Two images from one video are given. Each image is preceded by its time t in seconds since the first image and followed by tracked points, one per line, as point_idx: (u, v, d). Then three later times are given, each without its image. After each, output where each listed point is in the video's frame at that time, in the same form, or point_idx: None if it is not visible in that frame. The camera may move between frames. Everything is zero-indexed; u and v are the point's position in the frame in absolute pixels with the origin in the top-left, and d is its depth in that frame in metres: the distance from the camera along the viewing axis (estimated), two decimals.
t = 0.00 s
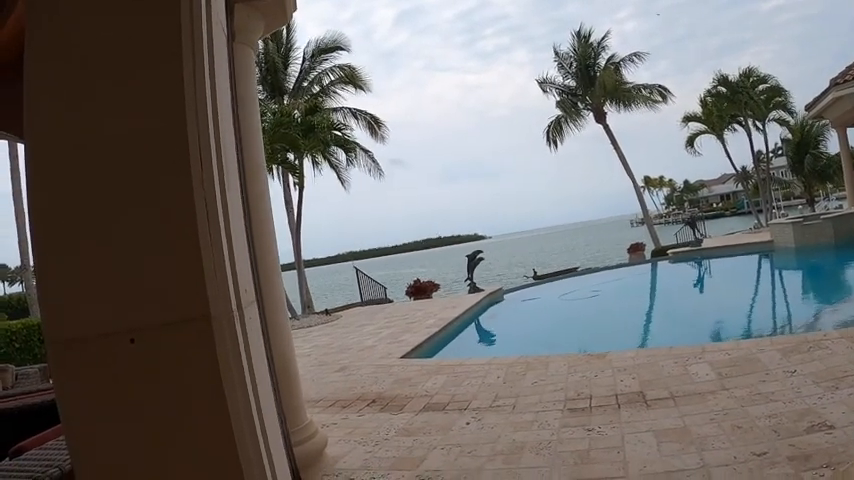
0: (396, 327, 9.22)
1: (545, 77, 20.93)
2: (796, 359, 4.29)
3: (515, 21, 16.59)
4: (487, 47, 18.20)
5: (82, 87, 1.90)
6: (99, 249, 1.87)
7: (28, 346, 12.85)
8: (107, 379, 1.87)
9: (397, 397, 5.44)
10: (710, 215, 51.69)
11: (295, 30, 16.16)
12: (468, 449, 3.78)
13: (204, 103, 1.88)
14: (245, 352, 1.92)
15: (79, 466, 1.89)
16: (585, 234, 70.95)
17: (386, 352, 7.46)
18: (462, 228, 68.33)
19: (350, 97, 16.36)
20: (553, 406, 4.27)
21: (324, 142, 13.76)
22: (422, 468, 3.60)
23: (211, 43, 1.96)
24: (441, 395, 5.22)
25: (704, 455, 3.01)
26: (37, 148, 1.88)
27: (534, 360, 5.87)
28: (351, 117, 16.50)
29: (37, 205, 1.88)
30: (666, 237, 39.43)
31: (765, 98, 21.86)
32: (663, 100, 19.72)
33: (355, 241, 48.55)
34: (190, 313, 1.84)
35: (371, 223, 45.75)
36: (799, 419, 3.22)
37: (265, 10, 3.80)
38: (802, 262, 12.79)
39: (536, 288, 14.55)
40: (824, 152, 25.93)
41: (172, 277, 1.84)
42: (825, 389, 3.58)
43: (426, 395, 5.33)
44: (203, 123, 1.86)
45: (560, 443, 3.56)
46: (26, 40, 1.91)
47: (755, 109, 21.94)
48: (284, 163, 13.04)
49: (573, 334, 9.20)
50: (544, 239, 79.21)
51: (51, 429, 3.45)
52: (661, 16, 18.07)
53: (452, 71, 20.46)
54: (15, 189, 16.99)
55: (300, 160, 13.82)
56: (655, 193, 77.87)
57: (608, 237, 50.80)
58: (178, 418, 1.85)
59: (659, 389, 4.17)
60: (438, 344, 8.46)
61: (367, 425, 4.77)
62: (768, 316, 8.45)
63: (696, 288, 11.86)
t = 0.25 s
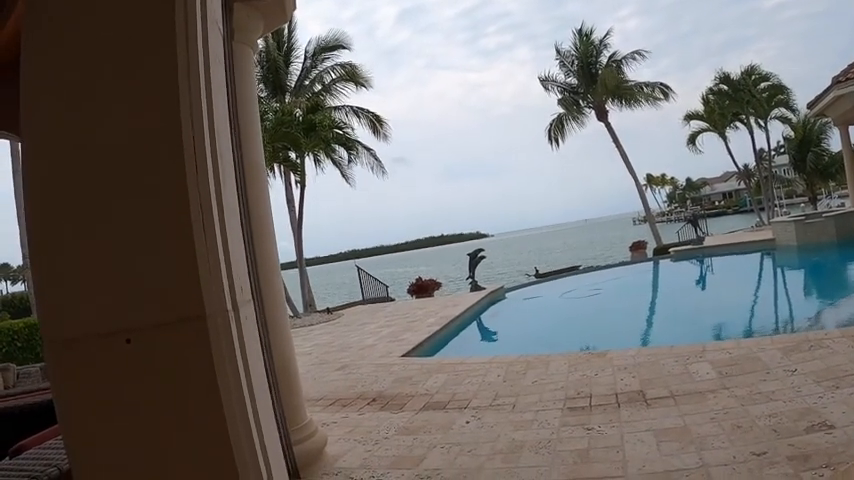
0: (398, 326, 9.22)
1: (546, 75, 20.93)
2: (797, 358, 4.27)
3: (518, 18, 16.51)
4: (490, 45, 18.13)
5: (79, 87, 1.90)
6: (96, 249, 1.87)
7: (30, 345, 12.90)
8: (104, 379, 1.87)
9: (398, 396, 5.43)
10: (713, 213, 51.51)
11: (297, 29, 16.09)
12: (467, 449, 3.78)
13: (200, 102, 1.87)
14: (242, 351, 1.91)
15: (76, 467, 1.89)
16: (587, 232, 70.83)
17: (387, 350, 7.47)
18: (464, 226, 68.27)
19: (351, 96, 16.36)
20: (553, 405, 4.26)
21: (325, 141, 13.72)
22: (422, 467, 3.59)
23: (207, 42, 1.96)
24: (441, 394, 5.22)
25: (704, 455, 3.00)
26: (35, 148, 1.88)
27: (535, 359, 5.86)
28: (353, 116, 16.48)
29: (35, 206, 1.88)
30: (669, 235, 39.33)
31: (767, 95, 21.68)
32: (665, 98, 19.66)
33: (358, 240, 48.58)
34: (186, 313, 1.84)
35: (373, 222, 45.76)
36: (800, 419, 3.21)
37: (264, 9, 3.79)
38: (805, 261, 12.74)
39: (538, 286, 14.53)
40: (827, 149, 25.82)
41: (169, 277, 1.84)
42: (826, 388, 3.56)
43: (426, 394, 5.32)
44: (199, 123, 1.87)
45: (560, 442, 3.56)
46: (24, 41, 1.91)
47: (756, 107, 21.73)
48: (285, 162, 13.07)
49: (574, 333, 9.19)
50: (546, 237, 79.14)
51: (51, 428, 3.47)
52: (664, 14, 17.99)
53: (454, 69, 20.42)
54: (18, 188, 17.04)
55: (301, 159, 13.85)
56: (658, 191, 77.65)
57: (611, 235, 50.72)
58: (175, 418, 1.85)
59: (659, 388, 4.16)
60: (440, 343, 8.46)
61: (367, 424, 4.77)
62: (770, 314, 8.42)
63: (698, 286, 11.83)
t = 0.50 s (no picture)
0: (398, 324, 9.22)
1: (547, 73, 20.93)
2: (798, 355, 4.26)
3: (519, 16, 16.45)
4: (491, 43, 18.09)
5: (78, 84, 1.90)
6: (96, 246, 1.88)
7: (31, 344, 12.93)
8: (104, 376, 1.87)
9: (398, 393, 5.44)
10: (714, 211, 51.46)
11: (297, 28, 16.16)
12: (468, 446, 3.78)
13: (198, 97, 1.87)
14: (241, 347, 1.91)
15: (77, 463, 1.90)
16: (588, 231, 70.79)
17: (388, 348, 7.46)
18: (465, 224, 68.28)
19: (352, 94, 16.34)
20: (553, 403, 4.26)
21: (327, 140, 13.71)
22: (422, 464, 3.60)
23: (206, 37, 1.95)
24: (442, 391, 5.22)
25: (705, 452, 3.00)
26: (35, 147, 1.89)
27: (535, 356, 5.86)
28: (354, 115, 16.42)
29: (35, 203, 1.88)
30: (670, 233, 39.31)
31: (768, 93, 21.69)
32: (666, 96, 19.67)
33: (358, 238, 48.64)
34: (185, 309, 1.83)
35: (374, 220, 45.77)
36: (800, 416, 3.20)
37: (263, 5, 3.78)
38: (806, 258, 12.73)
39: (539, 284, 14.52)
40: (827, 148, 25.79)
41: (167, 274, 1.84)
42: (827, 386, 3.55)
43: (427, 391, 5.32)
44: (198, 120, 1.86)
45: (560, 439, 3.56)
46: (24, 39, 1.92)
47: (757, 105, 21.66)
48: (286, 160, 13.05)
49: (575, 331, 9.19)
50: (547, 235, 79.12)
51: (52, 425, 3.48)
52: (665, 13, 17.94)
53: (455, 67, 20.40)
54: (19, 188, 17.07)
55: (302, 157, 13.85)
56: (659, 190, 77.58)
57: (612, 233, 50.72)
58: (173, 415, 1.85)
59: (660, 385, 4.16)
60: (440, 341, 8.46)
61: (368, 421, 4.78)
62: (771, 312, 8.40)
63: (699, 284, 11.82)
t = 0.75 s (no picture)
0: (400, 321, 9.24)
1: (548, 70, 20.96)
2: (800, 353, 4.27)
3: (521, 14, 16.40)
4: (492, 40, 18.04)
5: (81, 82, 1.91)
6: (100, 242, 1.88)
7: (33, 342, 12.95)
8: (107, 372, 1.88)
9: (401, 391, 5.45)
10: (716, 209, 51.42)
11: (298, 26, 16.18)
12: (471, 443, 3.79)
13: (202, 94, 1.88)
14: (245, 342, 1.92)
15: (82, 458, 1.91)
16: (589, 228, 70.76)
17: (390, 346, 7.48)
18: (466, 222, 68.27)
19: (354, 91, 16.32)
20: (556, 400, 4.28)
21: (328, 137, 13.70)
22: (425, 462, 3.61)
23: (209, 34, 1.96)
24: (445, 389, 5.24)
25: (708, 450, 3.01)
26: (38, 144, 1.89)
27: (538, 354, 5.87)
28: (355, 112, 16.39)
29: (38, 201, 1.89)
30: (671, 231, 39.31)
31: (770, 91, 21.72)
32: (668, 93, 19.68)
33: (359, 236, 48.67)
34: (189, 304, 1.85)
35: (375, 218, 45.76)
36: (803, 413, 3.21)
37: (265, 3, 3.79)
38: (807, 256, 12.74)
39: (540, 281, 14.53)
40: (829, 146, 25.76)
41: (170, 270, 1.85)
42: (829, 383, 3.56)
43: (429, 389, 5.34)
44: (202, 117, 1.87)
45: (563, 437, 3.57)
46: (26, 38, 1.93)
47: (759, 103, 21.74)
48: (288, 158, 13.04)
49: (576, 328, 9.21)
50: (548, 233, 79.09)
51: (55, 423, 3.49)
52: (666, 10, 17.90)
53: (456, 65, 20.37)
54: (20, 186, 17.09)
55: (304, 155, 13.82)
56: (661, 187, 77.51)
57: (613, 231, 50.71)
58: (177, 410, 1.86)
59: (662, 383, 4.17)
60: (442, 338, 8.47)
61: (371, 418, 4.79)
62: (773, 310, 8.41)
63: (701, 281, 11.82)
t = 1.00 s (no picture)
0: (403, 320, 9.26)
1: (551, 68, 20.85)
2: (803, 352, 4.27)
3: (523, 12, 16.33)
4: (494, 39, 18.00)
5: (86, 82, 1.92)
6: (107, 244, 1.90)
7: (36, 340, 12.98)
8: (114, 373, 1.89)
9: (404, 389, 5.47)
10: (718, 207, 51.30)
11: (301, 24, 16.18)
12: (474, 441, 3.81)
13: (207, 93, 1.88)
14: (251, 343, 1.92)
15: (88, 455, 1.92)
16: (591, 227, 70.65)
17: (393, 344, 7.49)
18: (468, 220, 68.23)
19: (356, 89, 16.30)
20: (559, 399, 4.29)
21: (331, 136, 13.73)
22: (428, 460, 3.62)
23: (215, 35, 1.96)
24: (448, 387, 5.25)
25: (710, 448, 3.02)
26: (45, 145, 1.91)
27: (541, 352, 5.88)
28: (357, 111, 16.29)
29: (43, 201, 1.90)
30: (673, 229, 39.25)
31: (772, 89, 21.72)
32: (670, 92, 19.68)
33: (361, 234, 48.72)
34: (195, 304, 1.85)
35: (377, 216, 45.77)
36: (806, 412, 3.22)
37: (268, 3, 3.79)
38: (809, 255, 12.71)
39: (543, 280, 14.53)
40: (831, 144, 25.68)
41: (176, 271, 1.85)
42: (832, 382, 3.57)
43: (432, 387, 5.35)
44: (207, 118, 1.87)
45: (566, 435, 3.58)
46: (30, 38, 1.94)
47: (761, 101, 21.76)
48: (290, 156, 13.14)
49: (579, 327, 9.21)
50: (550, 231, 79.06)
51: (59, 422, 3.50)
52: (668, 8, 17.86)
53: (457, 63, 20.35)
54: (23, 185, 17.12)
55: (306, 153, 13.84)
56: (663, 185, 77.42)
57: (615, 229, 50.68)
58: (184, 411, 1.87)
59: (665, 381, 4.18)
60: (445, 337, 8.49)
61: (374, 417, 4.81)
62: (774, 309, 8.39)
63: (704, 280, 11.81)
